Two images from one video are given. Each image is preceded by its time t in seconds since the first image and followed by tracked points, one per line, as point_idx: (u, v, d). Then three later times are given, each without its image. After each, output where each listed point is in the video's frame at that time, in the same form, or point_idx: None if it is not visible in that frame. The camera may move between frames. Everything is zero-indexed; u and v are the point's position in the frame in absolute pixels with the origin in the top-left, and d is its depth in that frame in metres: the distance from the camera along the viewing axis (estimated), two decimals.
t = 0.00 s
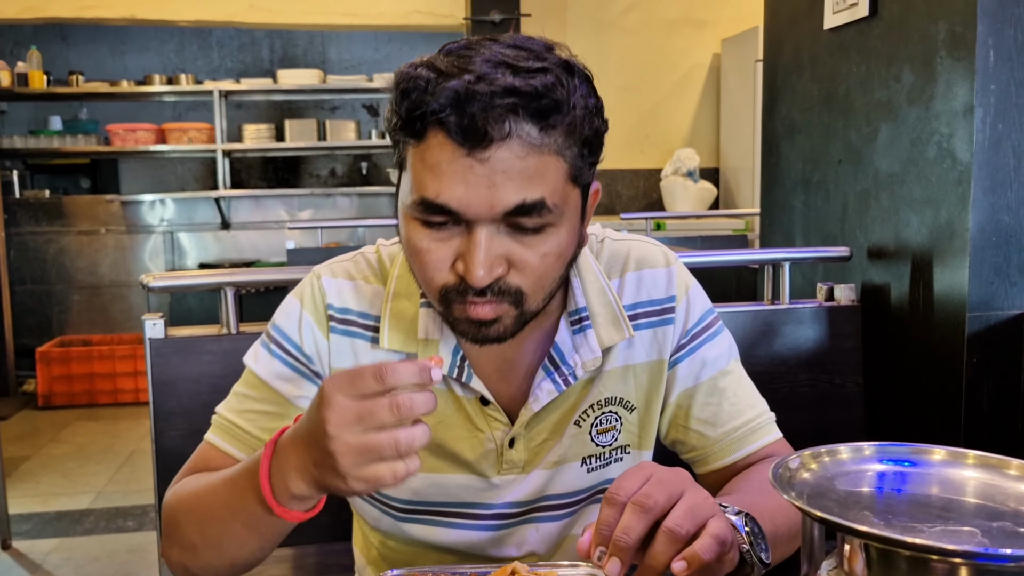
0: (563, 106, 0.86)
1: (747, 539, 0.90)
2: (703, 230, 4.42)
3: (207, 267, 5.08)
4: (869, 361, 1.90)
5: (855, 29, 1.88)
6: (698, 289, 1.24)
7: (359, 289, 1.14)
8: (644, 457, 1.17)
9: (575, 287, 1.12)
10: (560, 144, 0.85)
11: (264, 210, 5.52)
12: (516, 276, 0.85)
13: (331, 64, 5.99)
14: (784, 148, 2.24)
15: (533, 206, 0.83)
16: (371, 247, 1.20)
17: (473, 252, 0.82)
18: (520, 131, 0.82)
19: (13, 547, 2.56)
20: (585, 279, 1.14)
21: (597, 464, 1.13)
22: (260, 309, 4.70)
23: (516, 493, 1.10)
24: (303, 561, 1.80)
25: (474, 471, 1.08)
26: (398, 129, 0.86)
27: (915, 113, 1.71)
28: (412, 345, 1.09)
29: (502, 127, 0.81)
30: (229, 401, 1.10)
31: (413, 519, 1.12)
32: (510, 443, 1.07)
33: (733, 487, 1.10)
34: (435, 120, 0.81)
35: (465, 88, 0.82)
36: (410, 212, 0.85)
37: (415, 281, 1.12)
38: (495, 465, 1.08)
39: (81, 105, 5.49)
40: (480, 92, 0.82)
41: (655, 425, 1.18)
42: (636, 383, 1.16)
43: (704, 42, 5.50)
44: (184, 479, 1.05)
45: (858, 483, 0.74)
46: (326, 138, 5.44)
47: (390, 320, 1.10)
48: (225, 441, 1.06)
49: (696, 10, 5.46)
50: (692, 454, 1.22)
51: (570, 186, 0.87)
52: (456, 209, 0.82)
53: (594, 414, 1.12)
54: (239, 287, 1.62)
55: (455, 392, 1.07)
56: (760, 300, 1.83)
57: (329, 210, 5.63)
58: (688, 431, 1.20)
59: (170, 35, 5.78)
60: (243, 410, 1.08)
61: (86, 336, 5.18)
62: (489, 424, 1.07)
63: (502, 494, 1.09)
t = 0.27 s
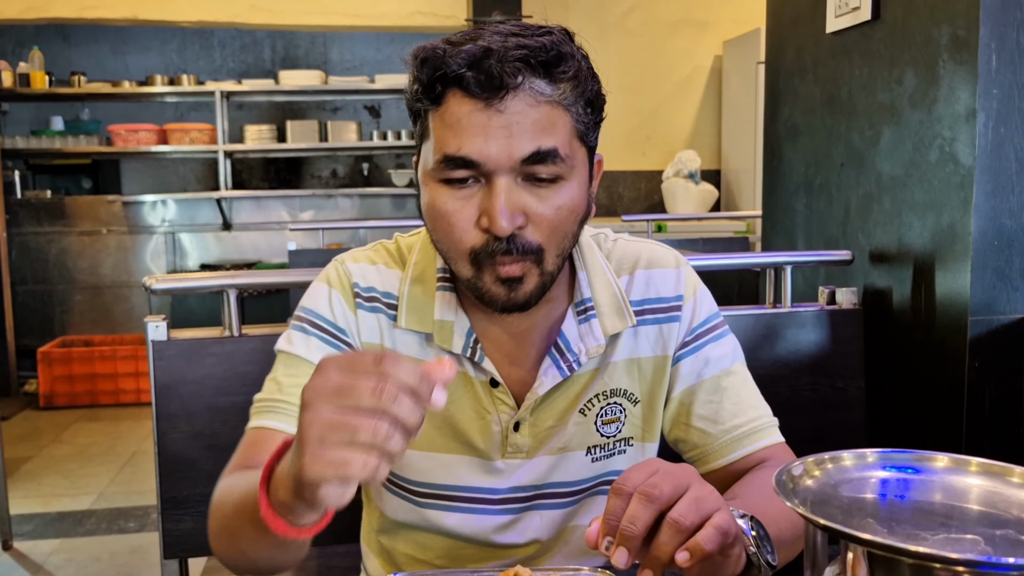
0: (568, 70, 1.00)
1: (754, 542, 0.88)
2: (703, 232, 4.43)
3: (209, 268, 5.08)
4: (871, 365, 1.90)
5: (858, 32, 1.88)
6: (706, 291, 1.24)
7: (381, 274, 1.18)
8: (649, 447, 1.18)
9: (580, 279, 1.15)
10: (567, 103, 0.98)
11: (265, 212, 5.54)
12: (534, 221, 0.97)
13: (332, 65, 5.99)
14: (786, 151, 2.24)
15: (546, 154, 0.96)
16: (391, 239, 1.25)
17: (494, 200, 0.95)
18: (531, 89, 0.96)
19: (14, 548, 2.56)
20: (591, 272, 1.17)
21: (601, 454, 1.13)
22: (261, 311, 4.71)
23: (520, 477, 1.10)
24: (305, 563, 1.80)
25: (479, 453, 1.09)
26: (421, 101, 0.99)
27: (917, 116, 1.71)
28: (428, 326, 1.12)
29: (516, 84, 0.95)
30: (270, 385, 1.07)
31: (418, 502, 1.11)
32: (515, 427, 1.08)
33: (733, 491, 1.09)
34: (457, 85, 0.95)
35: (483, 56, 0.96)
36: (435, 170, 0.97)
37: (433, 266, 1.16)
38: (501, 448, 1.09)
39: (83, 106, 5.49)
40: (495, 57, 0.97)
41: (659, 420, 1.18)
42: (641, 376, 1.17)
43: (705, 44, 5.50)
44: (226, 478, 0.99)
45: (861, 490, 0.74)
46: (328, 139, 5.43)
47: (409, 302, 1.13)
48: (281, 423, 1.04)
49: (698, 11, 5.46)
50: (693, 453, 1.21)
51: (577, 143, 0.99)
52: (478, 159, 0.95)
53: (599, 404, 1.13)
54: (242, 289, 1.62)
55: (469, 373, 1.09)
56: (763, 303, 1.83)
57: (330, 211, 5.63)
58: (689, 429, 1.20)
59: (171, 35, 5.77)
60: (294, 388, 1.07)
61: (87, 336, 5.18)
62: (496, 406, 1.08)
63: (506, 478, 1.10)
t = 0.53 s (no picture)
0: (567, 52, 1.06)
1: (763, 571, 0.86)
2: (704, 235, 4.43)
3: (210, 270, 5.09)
4: (872, 373, 1.90)
5: (861, 39, 1.87)
6: (710, 295, 1.24)
7: (384, 289, 1.18)
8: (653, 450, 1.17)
9: (576, 278, 1.16)
10: (568, 79, 1.04)
11: (266, 214, 5.53)
12: (547, 193, 1.00)
13: (334, 67, 5.99)
14: (787, 157, 2.24)
15: (553, 126, 1.01)
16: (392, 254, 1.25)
17: (507, 174, 0.99)
18: (533, 66, 1.02)
19: (16, 551, 2.56)
20: (589, 273, 1.17)
21: (606, 455, 1.13)
22: (262, 315, 4.71)
23: (530, 480, 1.10)
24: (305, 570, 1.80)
25: (491, 459, 1.10)
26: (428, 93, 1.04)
27: (919, 124, 1.71)
28: (441, 330, 1.12)
29: (519, 62, 1.01)
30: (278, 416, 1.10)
31: (435, 509, 1.12)
32: (523, 431, 1.09)
33: (735, 510, 1.06)
34: (462, 69, 1.01)
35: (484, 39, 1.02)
36: (447, 153, 1.02)
37: (441, 274, 1.17)
38: (510, 453, 1.09)
39: (85, 108, 5.51)
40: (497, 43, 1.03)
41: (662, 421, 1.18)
42: (645, 379, 1.17)
43: (707, 47, 5.50)
44: (235, 523, 0.99)
45: (860, 504, 0.74)
46: (329, 142, 5.43)
47: (421, 308, 1.14)
48: (287, 454, 1.06)
49: (700, 14, 5.46)
50: (693, 456, 1.19)
51: (580, 120, 1.05)
52: (489, 137, 1.00)
53: (604, 405, 1.13)
54: (244, 296, 1.62)
55: (477, 378, 1.11)
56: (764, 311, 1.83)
57: (332, 214, 5.63)
58: (689, 432, 1.18)
59: (173, 38, 5.78)
60: (301, 416, 1.09)
61: (89, 338, 5.19)
62: (504, 411, 1.09)
63: (517, 482, 1.10)
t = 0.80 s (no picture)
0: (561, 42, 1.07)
1: None
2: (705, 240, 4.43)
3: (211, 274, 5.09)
4: (873, 378, 1.90)
5: (862, 44, 1.87)
6: (710, 299, 1.23)
7: (377, 288, 1.18)
8: (650, 453, 1.17)
9: (570, 278, 1.16)
10: (562, 69, 1.05)
11: (268, 217, 5.53)
12: (541, 181, 1.00)
13: (336, 71, 6.00)
14: (788, 162, 2.24)
15: (546, 115, 1.02)
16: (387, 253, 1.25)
17: (501, 160, 0.99)
18: (528, 55, 1.02)
19: (16, 554, 2.56)
20: (582, 272, 1.17)
21: (600, 460, 1.13)
22: (263, 318, 4.71)
23: (522, 484, 1.10)
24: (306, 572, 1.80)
25: (485, 463, 1.10)
26: (423, 83, 1.05)
27: (920, 129, 1.71)
28: (436, 329, 1.12)
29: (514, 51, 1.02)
30: (268, 420, 1.10)
31: (427, 513, 1.12)
32: (516, 434, 1.09)
33: (735, 520, 1.05)
34: (457, 57, 1.02)
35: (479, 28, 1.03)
36: (442, 143, 1.02)
37: (437, 273, 1.17)
38: (504, 457, 1.09)
39: (87, 112, 5.52)
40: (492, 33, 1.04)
41: (659, 423, 1.17)
42: (641, 383, 1.17)
43: (709, 52, 5.50)
44: (225, 532, 1.00)
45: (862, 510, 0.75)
46: (332, 145, 5.44)
47: (416, 308, 1.14)
48: (276, 461, 1.07)
49: (702, 19, 5.47)
50: (695, 464, 1.19)
51: (573, 110, 1.05)
52: (483, 123, 1.00)
53: (599, 410, 1.12)
54: (245, 299, 1.62)
55: (472, 379, 1.11)
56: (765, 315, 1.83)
57: (333, 217, 5.64)
58: (692, 440, 1.18)
59: (175, 42, 5.80)
60: (291, 422, 1.09)
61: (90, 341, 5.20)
62: (498, 413, 1.10)
63: (510, 486, 1.10)
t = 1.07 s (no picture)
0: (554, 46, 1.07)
1: None
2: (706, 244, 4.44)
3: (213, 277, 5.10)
4: (875, 382, 1.90)
5: (863, 49, 1.88)
6: (708, 305, 1.23)
7: (376, 294, 1.18)
8: (649, 460, 1.17)
9: (569, 285, 1.16)
10: (556, 74, 1.05)
11: (271, 221, 5.54)
12: (540, 185, 1.01)
13: (339, 75, 6.02)
14: (790, 166, 2.24)
15: (543, 119, 1.02)
16: (386, 258, 1.25)
17: (500, 165, 1.00)
18: (521, 60, 1.03)
19: (18, 556, 2.57)
20: (581, 279, 1.17)
21: (599, 467, 1.13)
22: (265, 322, 4.72)
23: (521, 492, 1.10)
24: None
25: (483, 469, 1.10)
26: (417, 92, 1.05)
27: (922, 134, 1.71)
28: (433, 336, 1.12)
29: (509, 56, 1.03)
30: (266, 426, 1.11)
31: (425, 520, 1.12)
32: (515, 441, 1.09)
33: (735, 526, 1.06)
34: (451, 65, 1.02)
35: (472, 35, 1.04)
36: (440, 150, 1.02)
37: (436, 279, 1.17)
38: (502, 464, 1.09)
39: (90, 115, 5.53)
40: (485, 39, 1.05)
41: (658, 430, 1.17)
42: (640, 390, 1.17)
43: (711, 56, 5.52)
44: (225, 538, 1.01)
45: (860, 515, 0.75)
46: (334, 149, 5.45)
47: (414, 313, 1.14)
48: (274, 468, 1.08)
49: (703, 23, 5.48)
50: (695, 469, 1.19)
51: (569, 113, 1.06)
52: (481, 129, 1.01)
53: (598, 417, 1.12)
54: (247, 303, 1.62)
55: (470, 386, 1.11)
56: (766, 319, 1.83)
57: (336, 221, 5.65)
58: (691, 446, 1.18)
59: (178, 46, 5.81)
60: (289, 429, 1.10)
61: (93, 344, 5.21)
62: (496, 420, 1.10)
63: (508, 493, 1.10)
